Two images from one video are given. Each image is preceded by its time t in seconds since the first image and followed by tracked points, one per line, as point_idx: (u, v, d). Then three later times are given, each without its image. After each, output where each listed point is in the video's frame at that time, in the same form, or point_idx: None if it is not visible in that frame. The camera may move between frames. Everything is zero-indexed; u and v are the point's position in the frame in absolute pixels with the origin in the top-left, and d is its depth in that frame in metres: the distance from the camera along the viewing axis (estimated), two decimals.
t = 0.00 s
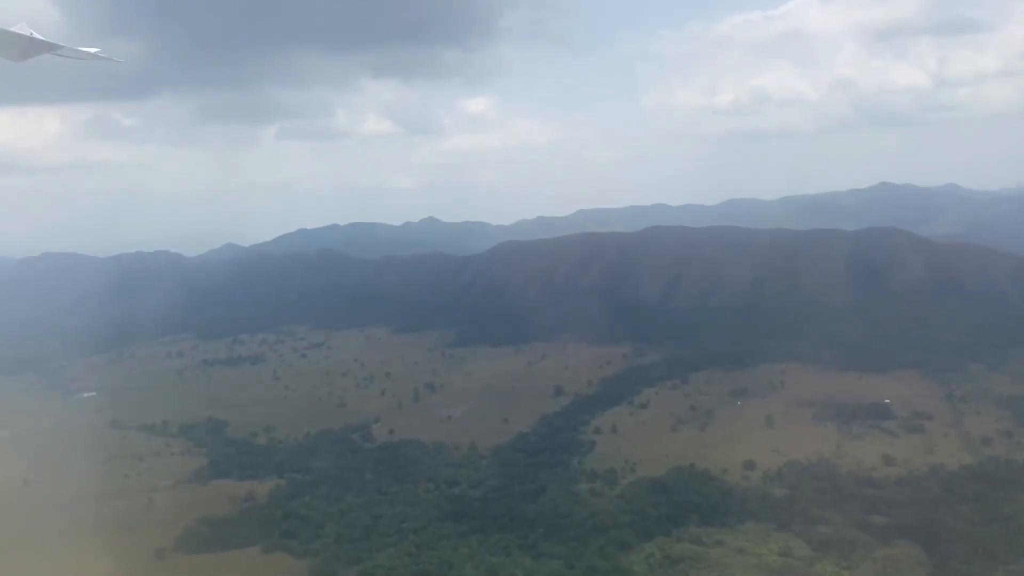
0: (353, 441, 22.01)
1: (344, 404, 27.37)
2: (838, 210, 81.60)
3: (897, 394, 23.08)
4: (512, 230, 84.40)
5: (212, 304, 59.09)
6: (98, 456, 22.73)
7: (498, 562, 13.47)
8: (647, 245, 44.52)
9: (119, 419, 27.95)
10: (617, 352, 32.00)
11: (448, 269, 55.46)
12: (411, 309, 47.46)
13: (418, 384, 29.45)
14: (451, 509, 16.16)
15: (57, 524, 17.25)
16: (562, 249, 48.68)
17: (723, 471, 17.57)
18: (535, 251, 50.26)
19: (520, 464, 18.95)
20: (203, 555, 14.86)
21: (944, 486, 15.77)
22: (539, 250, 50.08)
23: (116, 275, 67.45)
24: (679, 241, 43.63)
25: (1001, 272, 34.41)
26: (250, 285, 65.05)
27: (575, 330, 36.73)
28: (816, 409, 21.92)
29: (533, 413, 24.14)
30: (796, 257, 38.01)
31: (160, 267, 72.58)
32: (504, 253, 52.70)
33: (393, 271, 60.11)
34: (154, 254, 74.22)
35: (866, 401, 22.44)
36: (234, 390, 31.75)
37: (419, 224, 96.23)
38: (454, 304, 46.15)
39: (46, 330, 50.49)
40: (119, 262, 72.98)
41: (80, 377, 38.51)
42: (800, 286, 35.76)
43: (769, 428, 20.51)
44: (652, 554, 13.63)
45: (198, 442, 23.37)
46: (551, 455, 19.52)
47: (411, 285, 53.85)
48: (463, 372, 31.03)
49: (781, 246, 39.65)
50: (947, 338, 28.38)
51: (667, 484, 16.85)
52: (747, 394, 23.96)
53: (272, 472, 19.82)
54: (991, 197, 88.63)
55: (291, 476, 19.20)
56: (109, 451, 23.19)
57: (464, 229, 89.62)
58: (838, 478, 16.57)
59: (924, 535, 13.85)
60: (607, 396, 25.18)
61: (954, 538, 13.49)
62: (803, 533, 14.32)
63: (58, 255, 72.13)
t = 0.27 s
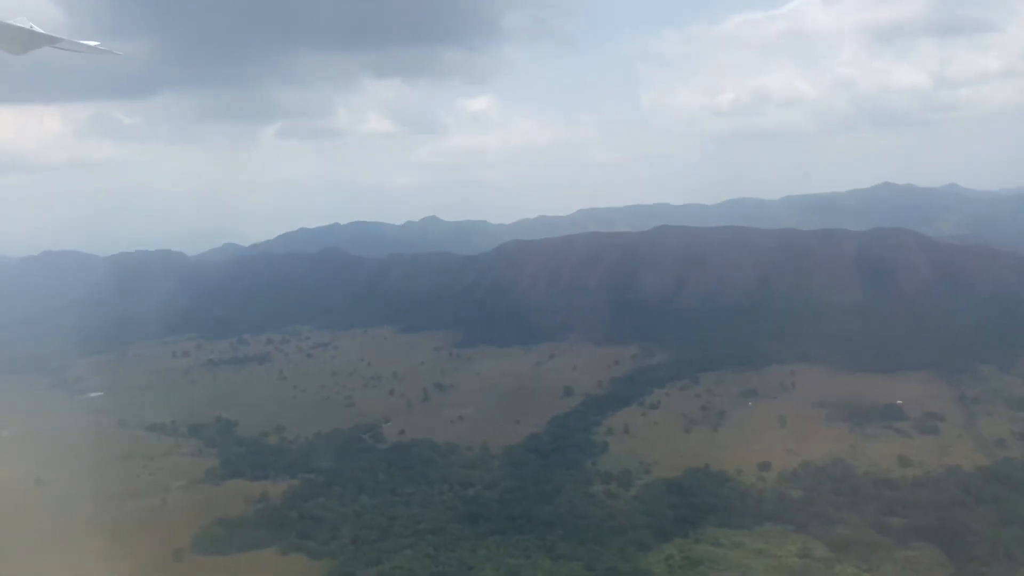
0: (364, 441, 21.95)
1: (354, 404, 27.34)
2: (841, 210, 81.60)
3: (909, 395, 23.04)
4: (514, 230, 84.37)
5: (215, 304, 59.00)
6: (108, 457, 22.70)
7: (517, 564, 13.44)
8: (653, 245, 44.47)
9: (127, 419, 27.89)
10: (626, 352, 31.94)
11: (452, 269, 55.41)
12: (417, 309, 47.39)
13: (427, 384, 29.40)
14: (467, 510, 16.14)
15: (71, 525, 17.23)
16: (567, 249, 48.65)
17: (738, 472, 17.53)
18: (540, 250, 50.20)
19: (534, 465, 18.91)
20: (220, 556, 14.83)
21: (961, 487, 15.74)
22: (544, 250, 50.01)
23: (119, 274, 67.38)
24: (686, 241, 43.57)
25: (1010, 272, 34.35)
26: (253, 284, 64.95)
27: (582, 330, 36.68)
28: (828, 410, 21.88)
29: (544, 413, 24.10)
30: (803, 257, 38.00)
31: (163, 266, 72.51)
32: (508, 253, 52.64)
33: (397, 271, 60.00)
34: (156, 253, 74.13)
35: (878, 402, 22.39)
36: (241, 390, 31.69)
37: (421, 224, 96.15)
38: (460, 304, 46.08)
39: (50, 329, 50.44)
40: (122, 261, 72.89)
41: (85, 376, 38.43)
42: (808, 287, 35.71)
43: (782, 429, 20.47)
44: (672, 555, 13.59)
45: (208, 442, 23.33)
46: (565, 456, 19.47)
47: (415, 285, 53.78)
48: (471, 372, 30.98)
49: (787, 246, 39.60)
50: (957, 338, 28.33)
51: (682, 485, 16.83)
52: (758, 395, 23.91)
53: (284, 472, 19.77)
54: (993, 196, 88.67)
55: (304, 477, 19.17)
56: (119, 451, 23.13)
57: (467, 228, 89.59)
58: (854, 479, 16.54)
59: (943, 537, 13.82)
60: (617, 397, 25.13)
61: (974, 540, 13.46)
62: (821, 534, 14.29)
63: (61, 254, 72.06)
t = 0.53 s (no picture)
0: (376, 441, 21.98)
1: (363, 404, 27.37)
2: (842, 211, 81.71)
3: (919, 395, 23.08)
4: (516, 230, 84.42)
5: (219, 303, 58.99)
6: (120, 456, 22.72)
7: (536, 563, 13.48)
8: (659, 247, 44.52)
9: (136, 418, 27.89)
10: (633, 352, 31.97)
11: (456, 269, 55.46)
12: (422, 309, 47.42)
13: (435, 384, 29.42)
14: (483, 510, 16.17)
15: (86, 525, 17.26)
16: (571, 250, 48.69)
17: (752, 472, 17.57)
18: (545, 251, 50.21)
19: (547, 465, 18.94)
20: (238, 555, 14.85)
21: (976, 488, 15.79)
22: (549, 250, 50.03)
23: (122, 274, 67.36)
24: (691, 243, 43.60)
25: (1016, 274, 34.39)
26: (256, 283, 64.97)
27: (588, 330, 36.71)
28: (839, 411, 21.91)
29: (554, 413, 24.13)
30: (809, 257, 38.06)
31: (166, 266, 72.48)
32: (513, 253, 52.64)
33: (400, 271, 60.01)
34: (159, 252, 74.11)
35: (888, 403, 22.44)
36: (249, 389, 31.70)
37: (423, 224, 96.17)
38: (465, 304, 46.10)
39: (55, 329, 50.43)
40: (125, 261, 72.86)
41: (91, 375, 38.39)
42: (814, 288, 35.76)
43: (794, 430, 20.52)
44: (690, 555, 13.63)
45: (219, 442, 23.35)
46: (577, 456, 19.52)
47: (420, 285, 53.79)
48: (478, 372, 31.00)
49: (793, 246, 39.63)
50: (965, 339, 28.38)
51: (697, 485, 16.87)
52: (768, 396, 23.97)
53: (297, 472, 19.81)
54: (994, 197, 88.83)
55: (317, 476, 19.20)
56: (130, 451, 23.14)
57: (468, 228, 89.63)
58: (868, 480, 16.59)
59: (960, 538, 13.86)
60: (626, 397, 25.17)
61: (991, 541, 13.50)
62: (838, 535, 14.32)
63: (64, 254, 72.01)
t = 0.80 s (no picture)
0: (387, 442, 21.99)
1: (372, 404, 27.38)
2: (844, 213, 81.80)
3: (929, 397, 23.11)
4: (518, 231, 84.47)
5: (222, 303, 58.96)
6: (131, 457, 22.72)
7: (555, 564, 13.52)
8: (664, 248, 44.54)
9: (145, 418, 27.88)
10: (641, 353, 31.99)
11: (460, 270, 55.49)
12: (426, 309, 47.41)
13: (443, 385, 29.42)
14: (499, 511, 16.21)
15: (102, 524, 17.25)
16: (576, 251, 48.71)
17: (766, 474, 17.59)
18: (549, 252, 50.22)
19: (560, 466, 18.97)
20: (256, 555, 14.85)
21: (992, 490, 15.82)
22: (553, 251, 50.03)
23: (125, 274, 67.36)
24: (696, 245, 43.63)
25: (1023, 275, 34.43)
26: (260, 284, 64.94)
27: (595, 331, 36.72)
28: (850, 412, 21.93)
29: (565, 413, 24.14)
30: (815, 259, 38.09)
31: (169, 266, 72.49)
32: (517, 254, 52.65)
33: (404, 271, 60.01)
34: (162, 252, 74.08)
35: (899, 404, 22.47)
36: (256, 390, 31.69)
37: (425, 224, 96.19)
38: (470, 305, 46.11)
39: (59, 329, 50.41)
40: (128, 261, 72.85)
41: (97, 375, 38.37)
42: (821, 289, 35.79)
43: (806, 431, 20.54)
44: (710, 557, 13.66)
45: (229, 442, 23.35)
46: (591, 457, 19.53)
47: (424, 285, 53.80)
48: (486, 372, 31.00)
49: (799, 247, 39.65)
50: (973, 340, 28.41)
51: (712, 486, 16.90)
52: (778, 396, 23.99)
53: (310, 472, 19.82)
54: (996, 197, 88.94)
55: (330, 476, 19.22)
56: (141, 451, 23.14)
57: (470, 229, 89.67)
58: (884, 481, 16.61)
59: (978, 540, 13.88)
60: (636, 398, 25.17)
61: (1010, 543, 13.53)
62: (856, 537, 14.35)
63: (66, 254, 71.98)
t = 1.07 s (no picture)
0: (398, 442, 21.95)
1: (380, 404, 27.35)
2: (846, 213, 81.82)
3: (940, 397, 23.10)
4: (520, 231, 84.44)
5: (226, 303, 58.89)
6: (141, 456, 22.68)
7: (573, 564, 13.50)
8: (669, 249, 44.52)
9: (153, 418, 27.84)
10: (648, 353, 31.98)
11: (464, 270, 55.44)
12: (431, 309, 47.37)
13: (451, 385, 29.39)
14: (513, 510, 16.19)
15: (115, 524, 17.20)
16: (581, 252, 48.68)
17: (780, 474, 17.58)
18: (554, 252, 50.20)
19: (573, 465, 18.95)
20: (271, 555, 14.82)
21: (1008, 491, 15.81)
22: (558, 251, 50.02)
23: (128, 273, 67.27)
24: (701, 245, 43.61)
25: None
26: (262, 283, 64.85)
27: (601, 331, 36.70)
28: (861, 412, 21.92)
29: (574, 413, 24.11)
30: (821, 259, 38.09)
31: (172, 266, 72.40)
32: (521, 254, 52.62)
33: (407, 271, 59.98)
34: (164, 251, 73.97)
35: (910, 404, 22.45)
36: (263, 389, 31.65)
37: (426, 224, 96.15)
38: (474, 305, 46.08)
39: (63, 328, 50.33)
40: (130, 260, 72.75)
41: (102, 375, 38.31)
42: (827, 289, 35.77)
43: (818, 431, 20.53)
44: (728, 557, 13.64)
45: (239, 442, 23.31)
46: (602, 457, 19.51)
47: (427, 285, 53.76)
48: (494, 372, 30.97)
49: (805, 248, 39.64)
50: (981, 341, 28.41)
51: (727, 487, 16.88)
52: (788, 397, 23.97)
53: (322, 472, 19.79)
54: (997, 198, 88.96)
55: (343, 476, 19.20)
56: (151, 451, 23.10)
57: (472, 228, 89.64)
58: (898, 482, 16.61)
59: (996, 541, 13.88)
60: (646, 398, 25.14)
61: None
62: (873, 538, 14.34)
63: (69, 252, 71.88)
